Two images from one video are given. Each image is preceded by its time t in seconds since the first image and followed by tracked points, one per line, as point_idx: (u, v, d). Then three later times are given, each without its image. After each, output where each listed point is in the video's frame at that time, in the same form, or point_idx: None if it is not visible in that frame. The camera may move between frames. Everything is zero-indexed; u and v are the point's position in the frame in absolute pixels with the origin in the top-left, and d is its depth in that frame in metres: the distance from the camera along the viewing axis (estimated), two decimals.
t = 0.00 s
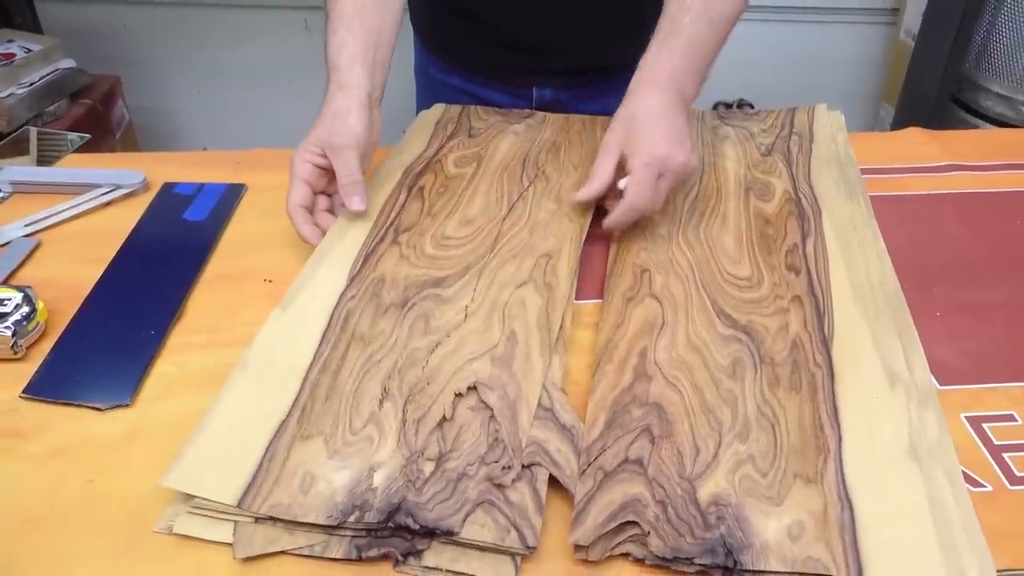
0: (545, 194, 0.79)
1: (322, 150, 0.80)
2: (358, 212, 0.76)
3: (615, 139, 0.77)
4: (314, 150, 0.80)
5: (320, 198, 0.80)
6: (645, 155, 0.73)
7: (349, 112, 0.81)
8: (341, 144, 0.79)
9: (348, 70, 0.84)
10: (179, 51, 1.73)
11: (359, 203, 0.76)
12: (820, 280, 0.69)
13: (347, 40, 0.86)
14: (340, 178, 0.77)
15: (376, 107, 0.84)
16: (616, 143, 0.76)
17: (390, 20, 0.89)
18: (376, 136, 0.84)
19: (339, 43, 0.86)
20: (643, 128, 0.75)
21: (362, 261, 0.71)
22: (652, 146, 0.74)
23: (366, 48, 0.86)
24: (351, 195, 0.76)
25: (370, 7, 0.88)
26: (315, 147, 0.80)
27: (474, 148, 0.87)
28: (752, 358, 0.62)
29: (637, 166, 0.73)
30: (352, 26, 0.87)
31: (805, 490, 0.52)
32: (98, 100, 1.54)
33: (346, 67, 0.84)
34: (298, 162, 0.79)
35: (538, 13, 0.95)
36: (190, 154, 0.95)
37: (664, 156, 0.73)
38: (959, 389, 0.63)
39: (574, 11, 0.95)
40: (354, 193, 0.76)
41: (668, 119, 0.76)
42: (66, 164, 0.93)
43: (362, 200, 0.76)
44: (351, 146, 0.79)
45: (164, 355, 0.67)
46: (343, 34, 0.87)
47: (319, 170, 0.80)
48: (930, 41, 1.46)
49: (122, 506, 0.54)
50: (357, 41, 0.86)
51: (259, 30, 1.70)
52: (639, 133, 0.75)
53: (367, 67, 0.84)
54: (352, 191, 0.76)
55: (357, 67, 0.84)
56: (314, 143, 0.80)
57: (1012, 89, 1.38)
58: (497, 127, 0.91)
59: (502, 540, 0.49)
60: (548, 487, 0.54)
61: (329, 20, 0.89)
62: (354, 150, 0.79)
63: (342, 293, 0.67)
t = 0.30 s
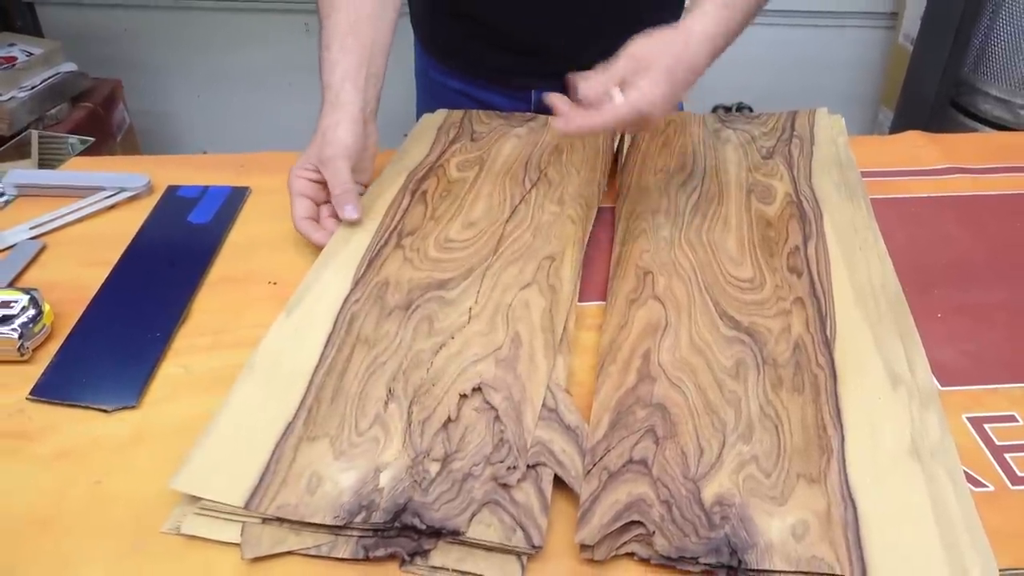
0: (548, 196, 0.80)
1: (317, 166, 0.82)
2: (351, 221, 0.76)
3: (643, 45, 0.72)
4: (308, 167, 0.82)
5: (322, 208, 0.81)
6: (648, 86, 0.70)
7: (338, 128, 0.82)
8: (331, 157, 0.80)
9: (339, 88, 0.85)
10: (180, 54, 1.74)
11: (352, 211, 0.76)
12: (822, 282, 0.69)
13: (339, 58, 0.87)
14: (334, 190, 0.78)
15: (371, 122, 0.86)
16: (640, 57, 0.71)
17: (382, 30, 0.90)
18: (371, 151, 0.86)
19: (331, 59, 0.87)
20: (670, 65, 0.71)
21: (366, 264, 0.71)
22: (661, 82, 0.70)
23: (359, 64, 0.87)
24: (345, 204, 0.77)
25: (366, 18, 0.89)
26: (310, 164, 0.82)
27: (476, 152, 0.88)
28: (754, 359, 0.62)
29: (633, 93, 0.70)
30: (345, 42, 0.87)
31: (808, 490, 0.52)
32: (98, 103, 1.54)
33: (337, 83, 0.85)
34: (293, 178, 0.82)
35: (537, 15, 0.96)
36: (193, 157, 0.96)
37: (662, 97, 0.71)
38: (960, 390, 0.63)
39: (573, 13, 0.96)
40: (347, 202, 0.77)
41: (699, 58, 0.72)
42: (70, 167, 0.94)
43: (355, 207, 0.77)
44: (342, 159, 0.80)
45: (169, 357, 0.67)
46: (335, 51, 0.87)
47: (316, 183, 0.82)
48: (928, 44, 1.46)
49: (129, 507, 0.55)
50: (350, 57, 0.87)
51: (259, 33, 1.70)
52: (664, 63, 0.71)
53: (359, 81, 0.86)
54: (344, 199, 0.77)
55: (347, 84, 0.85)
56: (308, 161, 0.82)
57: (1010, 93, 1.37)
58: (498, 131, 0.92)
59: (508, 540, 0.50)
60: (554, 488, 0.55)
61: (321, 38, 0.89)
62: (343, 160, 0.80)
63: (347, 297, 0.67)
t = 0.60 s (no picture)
0: (546, 196, 0.80)
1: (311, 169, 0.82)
2: (344, 223, 0.76)
3: None
4: (303, 172, 0.83)
5: (321, 210, 0.81)
6: None
7: (329, 133, 0.83)
8: (325, 160, 0.80)
9: (330, 93, 0.86)
10: (179, 56, 1.74)
11: (346, 213, 0.76)
12: (819, 282, 0.69)
13: (330, 63, 0.87)
14: (328, 194, 0.78)
15: (364, 124, 0.87)
16: None
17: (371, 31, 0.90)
18: (365, 155, 0.87)
19: (322, 64, 0.87)
20: None
21: (365, 264, 0.71)
22: None
23: (351, 68, 0.87)
24: (339, 206, 0.77)
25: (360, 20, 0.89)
26: (304, 169, 0.83)
27: (474, 152, 0.88)
28: (752, 358, 0.62)
29: None
30: (335, 46, 0.88)
31: (806, 488, 0.53)
32: (97, 104, 1.54)
33: (328, 88, 0.86)
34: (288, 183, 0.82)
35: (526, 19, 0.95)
36: (193, 158, 0.96)
37: None
38: (957, 388, 0.64)
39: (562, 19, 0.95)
40: (341, 204, 0.77)
41: None
42: (70, 168, 0.94)
43: (349, 209, 0.76)
44: (334, 163, 0.81)
45: (170, 356, 0.67)
46: (325, 55, 0.87)
47: (312, 188, 0.82)
48: (925, 45, 1.47)
49: (131, 505, 0.55)
50: (340, 61, 0.87)
51: (257, 35, 1.70)
52: None
53: (349, 83, 0.87)
54: (337, 203, 0.77)
55: (338, 89, 0.86)
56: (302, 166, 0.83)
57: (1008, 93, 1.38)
58: (495, 132, 0.92)
59: (507, 537, 0.50)
60: (553, 486, 0.55)
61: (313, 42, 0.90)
62: (336, 162, 0.81)
63: (346, 296, 0.68)
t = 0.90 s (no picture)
0: (546, 197, 0.80)
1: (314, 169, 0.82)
2: (348, 225, 0.77)
3: (724, 39, 0.49)
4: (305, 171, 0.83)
5: (322, 210, 0.81)
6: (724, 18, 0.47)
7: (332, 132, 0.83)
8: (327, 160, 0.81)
9: (332, 92, 0.86)
10: (178, 57, 1.74)
11: (350, 214, 0.77)
12: (818, 280, 0.70)
13: (332, 61, 0.87)
14: (330, 194, 0.78)
15: (365, 123, 0.87)
16: None
17: (372, 32, 0.90)
18: (368, 155, 0.87)
19: (325, 63, 0.88)
20: None
21: (365, 264, 0.72)
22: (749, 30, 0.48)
23: (353, 66, 0.88)
24: (343, 207, 0.77)
25: (360, 21, 0.89)
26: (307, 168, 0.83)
27: (473, 152, 0.88)
28: (751, 356, 0.63)
29: None
30: (337, 45, 0.88)
31: (804, 484, 0.53)
32: (97, 106, 1.54)
33: (331, 87, 0.86)
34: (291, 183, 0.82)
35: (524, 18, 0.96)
36: (193, 159, 0.96)
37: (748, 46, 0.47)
38: (955, 385, 0.64)
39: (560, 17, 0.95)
40: (345, 205, 0.77)
41: None
42: (70, 169, 0.94)
43: (353, 210, 0.77)
44: (337, 163, 0.81)
45: (171, 356, 0.67)
46: (328, 54, 0.88)
47: (313, 187, 0.83)
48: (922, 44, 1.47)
49: (133, 504, 0.55)
50: (342, 60, 0.87)
51: (256, 35, 1.70)
52: None
53: (352, 83, 0.87)
54: (341, 203, 0.77)
55: (341, 88, 0.86)
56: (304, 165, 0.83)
57: (1005, 92, 1.38)
58: (494, 132, 0.92)
59: (508, 534, 0.50)
60: (553, 483, 0.55)
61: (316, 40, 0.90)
62: (338, 162, 0.81)
63: (346, 296, 0.68)
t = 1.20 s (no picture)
0: (545, 200, 0.81)
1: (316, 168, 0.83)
2: (354, 221, 0.78)
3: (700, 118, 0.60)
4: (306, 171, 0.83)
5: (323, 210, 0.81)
6: (692, 81, 0.59)
7: (332, 130, 0.83)
8: (329, 159, 0.81)
9: (330, 91, 0.86)
10: (178, 61, 1.75)
11: (355, 211, 0.78)
12: (815, 282, 0.70)
13: (330, 61, 0.88)
14: (333, 192, 0.79)
15: (364, 122, 0.88)
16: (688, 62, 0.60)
17: (369, 35, 0.91)
18: (367, 152, 0.87)
19: (323, 64, 0.88)
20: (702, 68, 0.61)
21: (365, 267, 0.72)
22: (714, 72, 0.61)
23: (350, 67, 0.88)
24: (347, 205, 0.78)
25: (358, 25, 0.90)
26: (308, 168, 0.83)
27: (472, 155, 0.89)
28: (748, 357, 0.63)
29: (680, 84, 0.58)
30: (335, 46, 0.88)
31: (801, 484, 0.53)
32: (97, 110, 1.55)
33: (329, 86, 0.87)
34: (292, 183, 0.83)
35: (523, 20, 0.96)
36: (192, 163, 0.97)
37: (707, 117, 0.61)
38: (951, 386, 0.65)
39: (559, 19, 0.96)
40: (349, 203, 0.78)
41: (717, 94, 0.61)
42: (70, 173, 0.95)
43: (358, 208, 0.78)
44: (338, 160, 0.81)
45: (172, 359, 0.68)
46: (326, 56, 0.88)
47: (315, 187, 0.83)
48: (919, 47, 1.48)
49: (135, 505, 0.56)
50: (340, 60, 0.88)
51: (255, 39, 1.71)
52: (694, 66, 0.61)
53: (349, 82, 0.87)
54: (345, 200, 0.78)
55: (339, 88, 0.86)
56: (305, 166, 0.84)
57: (1002, 95, 1.39)
58: (493, 135, 0.93)
59: (507, 535, 0.51)
60: (551, 485, 0.56)
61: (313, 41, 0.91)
62: (341, 161, 0.81)
63: (346, 299, 0.68)
